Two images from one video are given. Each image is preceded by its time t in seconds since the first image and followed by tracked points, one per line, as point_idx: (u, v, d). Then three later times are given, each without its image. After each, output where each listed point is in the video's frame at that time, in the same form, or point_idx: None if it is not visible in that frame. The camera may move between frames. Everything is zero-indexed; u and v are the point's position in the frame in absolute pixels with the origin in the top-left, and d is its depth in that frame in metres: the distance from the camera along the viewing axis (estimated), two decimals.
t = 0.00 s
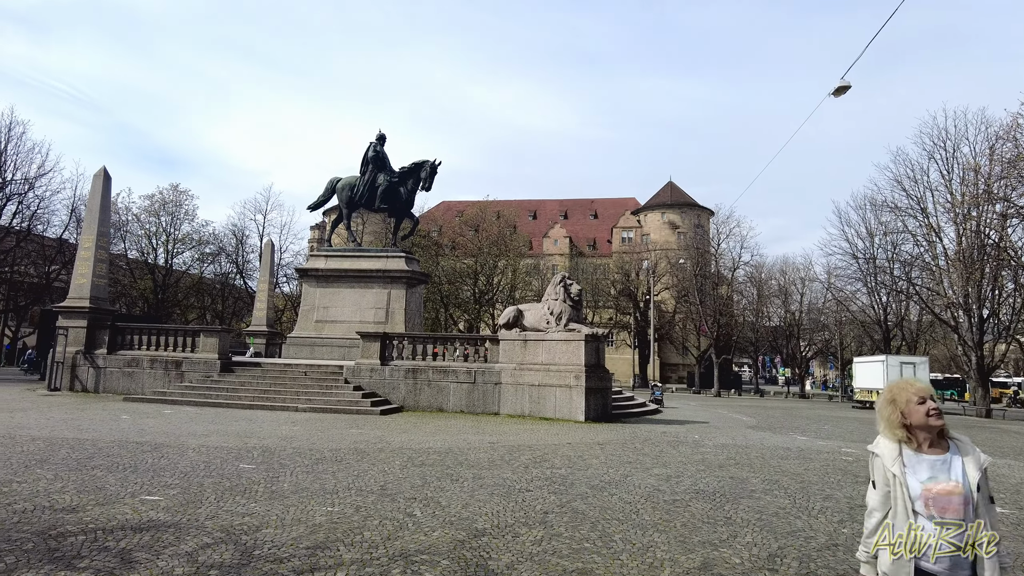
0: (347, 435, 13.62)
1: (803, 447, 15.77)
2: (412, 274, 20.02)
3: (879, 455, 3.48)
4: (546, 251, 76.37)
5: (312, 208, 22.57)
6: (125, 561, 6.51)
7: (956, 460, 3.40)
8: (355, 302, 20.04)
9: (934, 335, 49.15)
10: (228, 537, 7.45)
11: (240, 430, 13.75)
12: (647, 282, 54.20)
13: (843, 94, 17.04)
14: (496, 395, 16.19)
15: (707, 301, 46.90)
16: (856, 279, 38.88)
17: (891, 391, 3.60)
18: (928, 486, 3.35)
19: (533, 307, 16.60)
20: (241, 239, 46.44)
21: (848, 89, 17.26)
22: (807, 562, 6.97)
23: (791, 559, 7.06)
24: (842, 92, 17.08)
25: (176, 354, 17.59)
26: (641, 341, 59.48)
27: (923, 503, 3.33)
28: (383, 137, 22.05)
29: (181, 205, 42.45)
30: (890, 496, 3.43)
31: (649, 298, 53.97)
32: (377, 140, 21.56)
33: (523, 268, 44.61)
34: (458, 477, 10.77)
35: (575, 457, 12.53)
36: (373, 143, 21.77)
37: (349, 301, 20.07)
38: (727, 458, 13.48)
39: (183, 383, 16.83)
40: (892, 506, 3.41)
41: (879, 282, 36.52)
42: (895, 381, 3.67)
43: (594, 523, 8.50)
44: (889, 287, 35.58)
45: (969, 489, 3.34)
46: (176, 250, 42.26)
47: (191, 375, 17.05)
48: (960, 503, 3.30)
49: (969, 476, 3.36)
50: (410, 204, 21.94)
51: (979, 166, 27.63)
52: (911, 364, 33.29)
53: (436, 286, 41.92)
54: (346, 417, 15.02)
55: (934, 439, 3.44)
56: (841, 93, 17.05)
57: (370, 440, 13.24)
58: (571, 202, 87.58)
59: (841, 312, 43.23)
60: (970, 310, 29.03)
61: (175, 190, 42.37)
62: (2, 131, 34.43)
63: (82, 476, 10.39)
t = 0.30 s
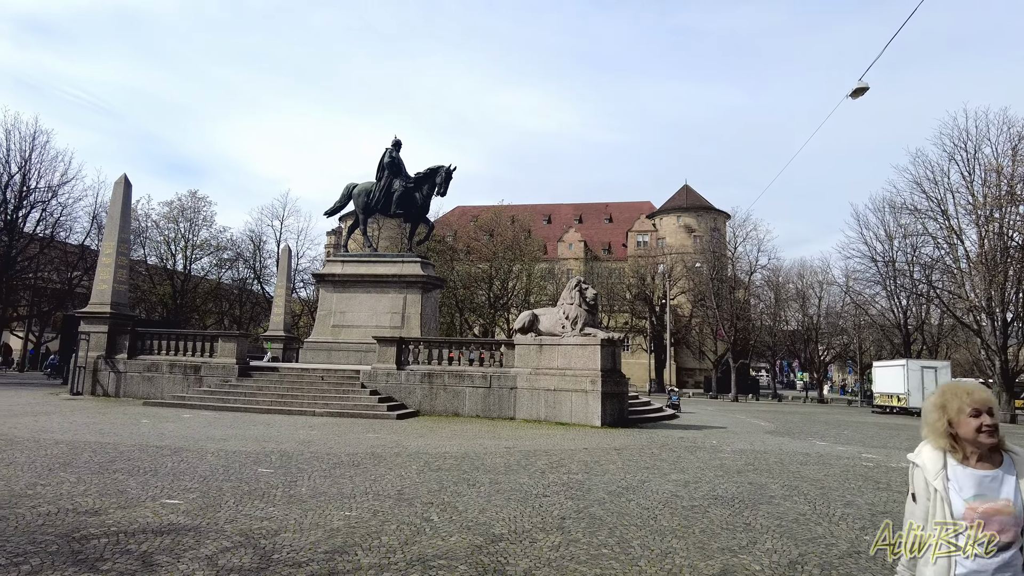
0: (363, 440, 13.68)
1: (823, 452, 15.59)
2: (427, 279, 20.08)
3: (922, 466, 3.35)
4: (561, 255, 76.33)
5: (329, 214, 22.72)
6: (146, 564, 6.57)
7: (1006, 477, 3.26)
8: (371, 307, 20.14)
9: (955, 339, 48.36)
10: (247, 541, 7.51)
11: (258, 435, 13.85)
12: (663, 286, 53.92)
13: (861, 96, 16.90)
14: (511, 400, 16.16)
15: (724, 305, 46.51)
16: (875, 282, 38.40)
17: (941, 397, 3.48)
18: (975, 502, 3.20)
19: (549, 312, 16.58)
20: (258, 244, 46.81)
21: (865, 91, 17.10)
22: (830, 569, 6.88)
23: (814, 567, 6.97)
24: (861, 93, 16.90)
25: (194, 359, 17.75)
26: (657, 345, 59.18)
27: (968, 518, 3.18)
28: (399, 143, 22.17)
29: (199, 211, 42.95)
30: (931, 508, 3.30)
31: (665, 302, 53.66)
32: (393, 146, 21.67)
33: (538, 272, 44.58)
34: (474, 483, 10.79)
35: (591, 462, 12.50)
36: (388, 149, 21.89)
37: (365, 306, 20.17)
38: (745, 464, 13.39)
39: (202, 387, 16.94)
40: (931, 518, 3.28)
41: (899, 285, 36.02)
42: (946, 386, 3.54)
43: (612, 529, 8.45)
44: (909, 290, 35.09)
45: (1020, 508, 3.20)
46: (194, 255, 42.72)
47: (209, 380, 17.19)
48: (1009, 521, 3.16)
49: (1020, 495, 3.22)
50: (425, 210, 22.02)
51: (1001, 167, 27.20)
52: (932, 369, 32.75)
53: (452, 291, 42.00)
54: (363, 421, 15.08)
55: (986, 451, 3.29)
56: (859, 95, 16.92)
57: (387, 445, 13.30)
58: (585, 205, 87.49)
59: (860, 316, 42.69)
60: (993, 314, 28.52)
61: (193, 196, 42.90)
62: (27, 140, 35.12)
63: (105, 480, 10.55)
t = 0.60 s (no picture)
0: (380, 443, 13.75)
1: (842, 456, 15.41)
2: (442, 282, 20.16)
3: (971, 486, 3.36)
4: (575, 258, 76.21)
5: (345, 218, 22.88)
6: (167, 564, 6.64)
7: None
8: (387, 311, 20.23)
9: (978, 342, 47.57)
10: (265, 543, 7.56)
11: (275, 438, 13.99)
12: (679, 288, 53.62)
13: (879, 95, 16.74)
14: (527, 403, 16.14)
15: (740, 307, 46.12)
16: (894, 284, 37.90)
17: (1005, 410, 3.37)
18: None
19: (564, 315, 16.55)
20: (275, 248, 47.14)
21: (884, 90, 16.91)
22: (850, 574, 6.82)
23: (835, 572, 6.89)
24: (878, 93, 16.75)
25: (212, 362, 17.91)
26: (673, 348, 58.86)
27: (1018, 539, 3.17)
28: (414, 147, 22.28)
29: (217, 216, 43.48)
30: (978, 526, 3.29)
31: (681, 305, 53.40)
32: (408, 150, 21.79)
33: (552, 275, 44.61)
34: (491, 486, 10.82)
35: (607, 467, 12.49)
36: (403, 153, 22.01)
37: (381, 310, 20.27)
38: (763, 468, 13.29)
39: (220, 391, 17.07)
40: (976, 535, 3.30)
41: (920, 287, 35.51)
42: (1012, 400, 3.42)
43: (629, 532, 8.41)
44: (929, 292, 34.59)
45: None
46: (212, 260, 43.21)
47: (227, 383, 17.34)
48: None
49: None
50: (440, 214, 22.11)
51: None
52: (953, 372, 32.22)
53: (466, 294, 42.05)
54: (380, 424, 15.16)
55: None
56: (876, 95, 16.75)
57: (403, 449, 13.38)
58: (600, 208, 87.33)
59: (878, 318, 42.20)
60: (1017, 316, 28.00)
61: (210, 201, 43.44)
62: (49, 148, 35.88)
63: (126, 482, 10.70)
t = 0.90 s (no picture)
0: (395, 445, 13.84)
1: (861, 459, 15.20)
2: (456, 284, 20.21)
3: None
4: (590, 260, 76.04)
5: (360, 222, 23.02)
6: (186, 564, 6.71)
7: None
8: (402, 313, 20.32)
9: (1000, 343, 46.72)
10: (282, 543, 7.63)
11: (293, 439, 14.14)
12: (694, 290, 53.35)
13: (897, 94, 16.50)
14: (542, 405, 16.12)
15: (757, 309, 45.68)
16: (913, 285, 37.39)
17: None
18: None
19: (578, 317, 16.51)
20: (292, 251, 47.28)
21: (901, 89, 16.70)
22: None
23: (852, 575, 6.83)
24: (897, 92, 16.55)
25: (230, 365, 18.07)
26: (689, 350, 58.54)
27: None
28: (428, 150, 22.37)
29: (235, 220, 44.01)
30: None
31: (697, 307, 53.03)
32: (423, 154, 21.89)
33: (567, 277, 44.59)
34: (505, 488, 10.86)
35: (622, 469, 12.51)
36: (418, 157, 22.11)
37: (396, 312, 20.36)
38: (780, 471, 13.17)
39: (237, 393, 17.22)
40: None
41: (940, 288, 34.98)
42: None
43: (644, 535, 8.37)
44: (950, 293, 34.06)
45: None
46: (230, 263, 43.68)
47: (245, 385, 17.49)
48: None
49: None
50: (455, 216, 22.16)
51: None
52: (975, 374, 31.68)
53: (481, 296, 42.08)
54: (395, 426, 15.23)
55: None
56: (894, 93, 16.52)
57: (419, 451, 13.47)
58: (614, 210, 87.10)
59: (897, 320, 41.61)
60: None
61: (228, 205, 43.98)
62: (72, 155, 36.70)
63: (145, 482, 10.86)
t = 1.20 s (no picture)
0: (409, 447, 13.87)
1: (879, 463, 15.00)
2: (469, 287, 20.23)
3: None
4: (603, 262, 75.87)
5: (373, 225, 23.11)
6: (202, 565, 6.77)
7: None
8: (416, 315, 20.37)
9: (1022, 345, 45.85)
10: (296, 546, 7.66)
11: (307, 442, 14.23)
12: (709, 291, 53.09)
13: (914, 93, 16.27)
14: (555, 408, 16.08)
15: (773, 311, 45.23)
16: (932, 286, 36.87)
17: None
18: None
19: (592, 319, 16.44)
20: (308, 255, 46.88)
21: (918, 88, 16.45)
22: None
23: None
24: (913, 90, 16.31)
25: (245, 367, 18.20)
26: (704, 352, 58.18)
27: None
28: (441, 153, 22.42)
29: (250, 223, 44.43)
30: None
31: (711, 308, 52.62)
32: (436, 157, 21.94)
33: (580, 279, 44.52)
34: (518, 491, 10.87)
35: (635, 472, 12.46)
36: (431, 159, 22.16)
37: (410, 314, 20.42)
38: (795, 474, 13.03)
39: (252, 395, 17.34)
40: None
41: (959, 289, 34.45)
42: None
43: (658, 539, 8.30)
44: (970, 294, 33.53)
45: None
46: (245, 266, 44.00)
47: (260, 388, 17.61)
48: None
49: None
50: (468, 219, 22.18)
51: None
52: (997, 376, 31.11)
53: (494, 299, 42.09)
54: (409, 429, 15.27)
55: None
56: (911, 92, 16.29)
57: (432, 453, 13.52)
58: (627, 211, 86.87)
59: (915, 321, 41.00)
60: None
61: (243, 209, 44.39)
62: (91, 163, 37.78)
63: (162, 484, 10.98)
